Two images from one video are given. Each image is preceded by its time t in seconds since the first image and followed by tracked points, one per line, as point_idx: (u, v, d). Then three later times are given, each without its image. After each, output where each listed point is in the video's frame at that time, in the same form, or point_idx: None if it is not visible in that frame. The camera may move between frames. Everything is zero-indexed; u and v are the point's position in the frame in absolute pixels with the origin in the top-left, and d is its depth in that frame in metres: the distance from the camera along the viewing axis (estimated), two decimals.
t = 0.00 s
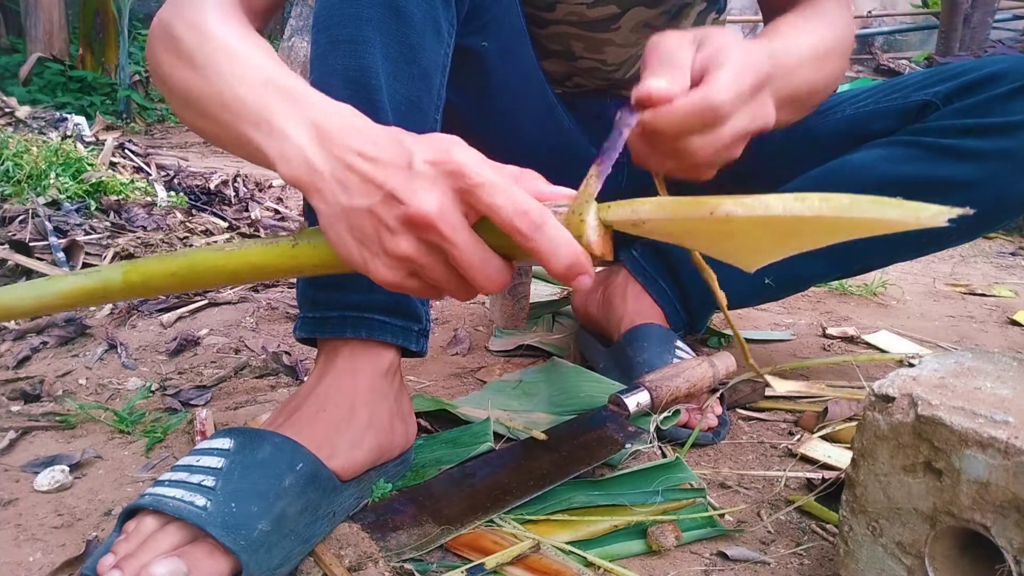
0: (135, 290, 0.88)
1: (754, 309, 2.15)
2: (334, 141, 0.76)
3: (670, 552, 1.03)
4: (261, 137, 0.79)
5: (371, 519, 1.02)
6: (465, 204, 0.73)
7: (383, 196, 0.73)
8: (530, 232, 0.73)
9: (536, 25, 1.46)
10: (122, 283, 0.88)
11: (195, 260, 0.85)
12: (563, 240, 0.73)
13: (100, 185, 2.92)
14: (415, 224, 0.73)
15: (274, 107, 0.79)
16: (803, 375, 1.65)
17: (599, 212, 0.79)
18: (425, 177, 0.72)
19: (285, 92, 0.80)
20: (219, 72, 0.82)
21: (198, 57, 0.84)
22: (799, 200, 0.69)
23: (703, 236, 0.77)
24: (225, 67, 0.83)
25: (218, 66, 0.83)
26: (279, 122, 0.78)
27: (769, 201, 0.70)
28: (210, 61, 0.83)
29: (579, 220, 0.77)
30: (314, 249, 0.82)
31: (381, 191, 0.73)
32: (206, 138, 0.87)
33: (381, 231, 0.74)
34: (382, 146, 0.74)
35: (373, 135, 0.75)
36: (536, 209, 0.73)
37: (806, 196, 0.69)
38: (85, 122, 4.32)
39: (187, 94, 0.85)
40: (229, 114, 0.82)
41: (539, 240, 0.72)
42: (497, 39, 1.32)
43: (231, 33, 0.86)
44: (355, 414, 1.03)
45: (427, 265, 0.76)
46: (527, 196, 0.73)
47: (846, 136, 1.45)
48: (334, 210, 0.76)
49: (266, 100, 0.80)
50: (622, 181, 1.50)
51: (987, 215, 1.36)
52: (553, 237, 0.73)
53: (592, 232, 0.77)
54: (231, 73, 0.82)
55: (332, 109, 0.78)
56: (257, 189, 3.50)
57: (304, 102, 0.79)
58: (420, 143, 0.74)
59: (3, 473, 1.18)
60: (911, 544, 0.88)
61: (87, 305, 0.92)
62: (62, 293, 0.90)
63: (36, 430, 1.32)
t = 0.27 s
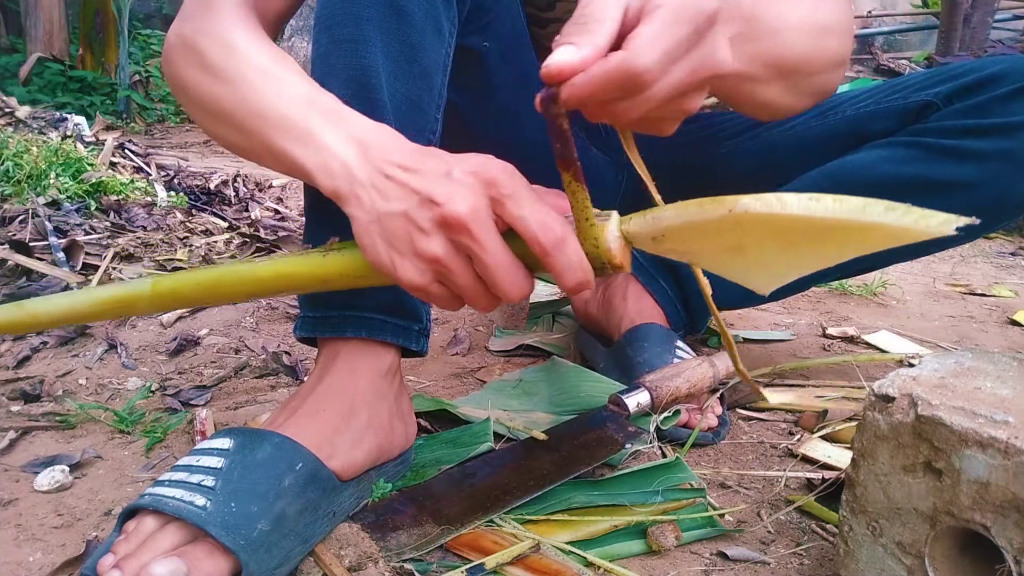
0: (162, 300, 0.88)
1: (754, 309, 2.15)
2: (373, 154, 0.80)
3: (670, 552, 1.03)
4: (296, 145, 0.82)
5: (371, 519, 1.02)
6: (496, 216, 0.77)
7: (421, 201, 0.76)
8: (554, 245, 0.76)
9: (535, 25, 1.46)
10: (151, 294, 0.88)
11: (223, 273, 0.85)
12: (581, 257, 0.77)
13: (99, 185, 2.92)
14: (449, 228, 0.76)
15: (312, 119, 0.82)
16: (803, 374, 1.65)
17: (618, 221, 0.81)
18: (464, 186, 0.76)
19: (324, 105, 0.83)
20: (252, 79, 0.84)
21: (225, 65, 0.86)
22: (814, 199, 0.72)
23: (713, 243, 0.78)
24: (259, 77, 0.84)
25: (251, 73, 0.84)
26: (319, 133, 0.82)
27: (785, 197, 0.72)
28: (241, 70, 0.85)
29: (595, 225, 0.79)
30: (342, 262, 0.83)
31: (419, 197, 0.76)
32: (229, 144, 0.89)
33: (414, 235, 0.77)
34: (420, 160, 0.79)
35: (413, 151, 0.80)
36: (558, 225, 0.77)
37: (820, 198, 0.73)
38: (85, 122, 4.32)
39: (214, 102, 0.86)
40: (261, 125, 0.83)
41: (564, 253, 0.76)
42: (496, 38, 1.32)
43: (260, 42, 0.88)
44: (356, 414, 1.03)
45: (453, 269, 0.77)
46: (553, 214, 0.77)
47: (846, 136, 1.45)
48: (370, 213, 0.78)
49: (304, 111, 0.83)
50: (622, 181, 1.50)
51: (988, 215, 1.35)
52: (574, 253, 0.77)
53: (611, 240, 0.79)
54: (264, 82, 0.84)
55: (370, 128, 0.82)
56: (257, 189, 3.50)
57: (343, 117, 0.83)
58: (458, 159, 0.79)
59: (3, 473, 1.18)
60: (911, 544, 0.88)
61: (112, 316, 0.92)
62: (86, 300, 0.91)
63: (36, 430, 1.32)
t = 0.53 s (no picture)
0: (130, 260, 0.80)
1: (754, 309, 2.15)
2: (313, 117, 0.74)
3: (670, 552, 1.03)
4: (243, 119, 0.79)
5: (371, 519, 1.02)
6: (452, 169, 0.71)
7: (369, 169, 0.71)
8: (513, 201, 0.70)
9: (533, 25, 1.46)
10: (116, 256, 0.80)
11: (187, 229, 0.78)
12: (547, 206, 0.71)
13: (99, 185, 2.92)
14: (408, 194, 0.72)
15: (254, 90, 0.78)
16: (802, 374, 1.65)
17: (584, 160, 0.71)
18: (408, 145, 0.70)
19: (265, 72, 0.78)
20: (204, 59, 0.82)
21: (184, 49, 0.84)
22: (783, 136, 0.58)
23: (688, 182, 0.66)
24: (210, 59, 0.81)
25: (204, 53, 0.82)
26: (259, 103, 0.77)
27: (751, 138, 0.59)
28: (198, 52, 0.83)
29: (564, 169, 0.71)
30: (305, 215, 0.78)
31: (367, 163, 0.71)
32: (199, 126, 0.87)
33: (375, 206, 0.74)
34: (361, 115, 0.72)
35: (357, 107, 0.73)
36: (517, 174, 0.70)
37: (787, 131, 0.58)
38: (85, 122, 4.32)
39: (178, 85, 0.85)
40: (216, 100, 0.81)
41: (527, 208, 0.70)
42: (494, 38, 1.32)
43: (217, 22, 0.85)
44: (356, 414, 1.03)
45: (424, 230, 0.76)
46: (511, 166, 0.70)
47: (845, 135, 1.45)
48: (322, 186, 0.74)
49: (248, 83, 0.79)
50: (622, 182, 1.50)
51: (988, 212, 1.35)
52: (537, 206, 0.70)
53: (580, 180, 0.71)
54: (213, 60, 0.81)
55: (314, 85, 0.76)
56: (257, 189, 3.50)
57: (281, 80, 0.77)
58: (401, 108, 0.71)
59: (3, 473, 1.18)
60: (911, 544, 0.88)
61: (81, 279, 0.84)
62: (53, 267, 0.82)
63: (36, 430, 1.32)
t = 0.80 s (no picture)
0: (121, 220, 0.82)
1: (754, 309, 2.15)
2: (296, 58, 0.72)
3: (670, 552, 1.03)
4: (226, 70, 0.77)
5: (371, 519, 1.02)
6: (439, 94, 0.68)
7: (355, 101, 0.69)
8: (503, 118, 0.66)
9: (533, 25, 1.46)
10: (109, 216, 0.82)
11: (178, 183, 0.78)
12: (535, 125, 0.66)
13: (99, 185, 2.92)
14: (399, 124, 0.69)
15: (236, 41, 0.76)
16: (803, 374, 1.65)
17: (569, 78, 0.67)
18: (393, 74, 0.68)
19: (246, 22, 0.77)
20: (185, 17, 0.80)
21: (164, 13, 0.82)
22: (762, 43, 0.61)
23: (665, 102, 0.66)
24: (192, 19, 0.80)
25: (183, 11, 0.81)
26: (241, 52, 0.75)
27: (734, 46, 0.61)
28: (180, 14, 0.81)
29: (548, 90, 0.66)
30: (292, 160, 0.75)
31: (355, 95, 0.69)
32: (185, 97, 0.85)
33: (364, 139, 0.71)
34: (345, 49, 0.70)
35: (341, 42, 0.71)
36: (504, 93, 0.66)
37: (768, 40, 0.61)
38: (85, 122, 4.32)
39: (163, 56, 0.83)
40: (202, 59, 0.79)
41: (519, 126, 0.66)
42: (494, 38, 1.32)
43: None
44: (356, 414, 1.03)
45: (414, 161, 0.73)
46: (497, 85, 0.66)
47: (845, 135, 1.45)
48: (312, 126, 0.72)
49: (230, 36, 0.77)
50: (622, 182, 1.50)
51: (988, 214, 1.36)
52: (525, 123, 0.66)
53: (565, 100, 0.66)
54: (195, 17, 0.80)
55: (296, 28, 0.74)
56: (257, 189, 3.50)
57: (261, 28, 0.75)
58: (384, 36, 0.69)
59: (3, 474, 1.18)
60: (911, 544, 0.88)
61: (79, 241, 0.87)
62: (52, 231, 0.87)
63: (36, 430, 1.32)
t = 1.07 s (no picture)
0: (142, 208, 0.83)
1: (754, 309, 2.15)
2: (327, 57, 0.78)
3: (670, 552, 1.03)
4: (247, 63, 0.80)
5: (371, 519, 1.02)
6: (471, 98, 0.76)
7: (396, 102, 0.76)
8: (532, 121, 0.74)
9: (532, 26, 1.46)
10: (131, 205, 0.83)
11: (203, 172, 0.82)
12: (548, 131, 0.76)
13: (99, 185, 2.93)
14: (434, 123, 0.76)
15: (258, 37, 0.80)
16: (802, 375, 1.65)
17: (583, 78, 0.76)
18: (432, 77, 0.75)
19: (263, 18, 0.81)
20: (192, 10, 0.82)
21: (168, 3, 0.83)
22: (758, 54, 0.72)
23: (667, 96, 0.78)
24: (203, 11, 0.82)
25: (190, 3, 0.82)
26: (267, 48, 0.79)
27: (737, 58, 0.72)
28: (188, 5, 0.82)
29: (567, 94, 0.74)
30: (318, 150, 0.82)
31: (394, 96, 0.75)
32: (184, 85, 0.88)
33: (400, 134, 0.77)
34: (381, 52, 0.76)
35: (374, 46, 0.77)
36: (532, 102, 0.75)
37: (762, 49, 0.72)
38: (85, 122, 4.32)
39: (163, 44, 0.84)
40: (216, 53, 0.81)
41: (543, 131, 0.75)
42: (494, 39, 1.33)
43: None
44: (355, 414, 1.03)
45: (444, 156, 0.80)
46: (526, 94, 0.75)
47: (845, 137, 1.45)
48: (346, 121, 0.77)
49: (251, 32, 0.80)
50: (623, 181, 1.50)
51: (987, 215, 1.36)
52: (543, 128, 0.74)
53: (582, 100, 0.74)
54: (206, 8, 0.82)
55: (319, 27, 0.79)
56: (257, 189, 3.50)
57: (285, 26, 0.80)
58: (420, 42, 0.75)
59: (3, 473, 1.18)
60: (911, 544, 0.88)
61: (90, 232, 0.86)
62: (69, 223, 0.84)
63: (36, 430, 1.32)
